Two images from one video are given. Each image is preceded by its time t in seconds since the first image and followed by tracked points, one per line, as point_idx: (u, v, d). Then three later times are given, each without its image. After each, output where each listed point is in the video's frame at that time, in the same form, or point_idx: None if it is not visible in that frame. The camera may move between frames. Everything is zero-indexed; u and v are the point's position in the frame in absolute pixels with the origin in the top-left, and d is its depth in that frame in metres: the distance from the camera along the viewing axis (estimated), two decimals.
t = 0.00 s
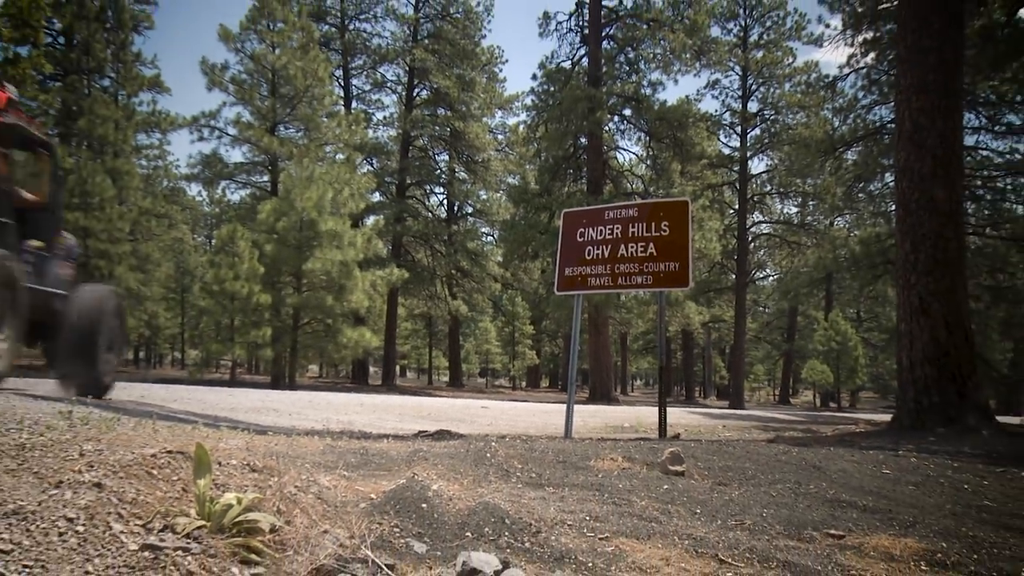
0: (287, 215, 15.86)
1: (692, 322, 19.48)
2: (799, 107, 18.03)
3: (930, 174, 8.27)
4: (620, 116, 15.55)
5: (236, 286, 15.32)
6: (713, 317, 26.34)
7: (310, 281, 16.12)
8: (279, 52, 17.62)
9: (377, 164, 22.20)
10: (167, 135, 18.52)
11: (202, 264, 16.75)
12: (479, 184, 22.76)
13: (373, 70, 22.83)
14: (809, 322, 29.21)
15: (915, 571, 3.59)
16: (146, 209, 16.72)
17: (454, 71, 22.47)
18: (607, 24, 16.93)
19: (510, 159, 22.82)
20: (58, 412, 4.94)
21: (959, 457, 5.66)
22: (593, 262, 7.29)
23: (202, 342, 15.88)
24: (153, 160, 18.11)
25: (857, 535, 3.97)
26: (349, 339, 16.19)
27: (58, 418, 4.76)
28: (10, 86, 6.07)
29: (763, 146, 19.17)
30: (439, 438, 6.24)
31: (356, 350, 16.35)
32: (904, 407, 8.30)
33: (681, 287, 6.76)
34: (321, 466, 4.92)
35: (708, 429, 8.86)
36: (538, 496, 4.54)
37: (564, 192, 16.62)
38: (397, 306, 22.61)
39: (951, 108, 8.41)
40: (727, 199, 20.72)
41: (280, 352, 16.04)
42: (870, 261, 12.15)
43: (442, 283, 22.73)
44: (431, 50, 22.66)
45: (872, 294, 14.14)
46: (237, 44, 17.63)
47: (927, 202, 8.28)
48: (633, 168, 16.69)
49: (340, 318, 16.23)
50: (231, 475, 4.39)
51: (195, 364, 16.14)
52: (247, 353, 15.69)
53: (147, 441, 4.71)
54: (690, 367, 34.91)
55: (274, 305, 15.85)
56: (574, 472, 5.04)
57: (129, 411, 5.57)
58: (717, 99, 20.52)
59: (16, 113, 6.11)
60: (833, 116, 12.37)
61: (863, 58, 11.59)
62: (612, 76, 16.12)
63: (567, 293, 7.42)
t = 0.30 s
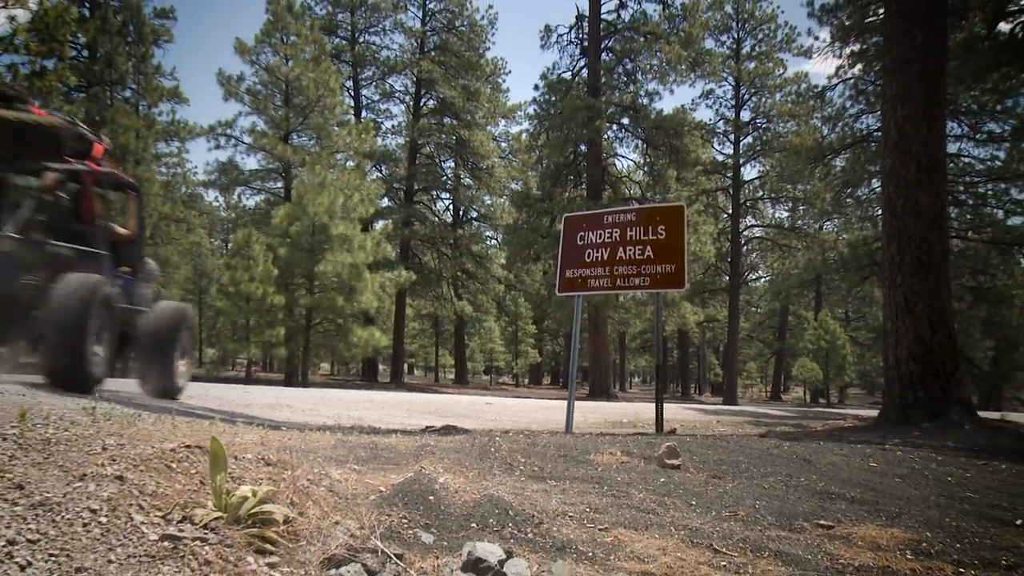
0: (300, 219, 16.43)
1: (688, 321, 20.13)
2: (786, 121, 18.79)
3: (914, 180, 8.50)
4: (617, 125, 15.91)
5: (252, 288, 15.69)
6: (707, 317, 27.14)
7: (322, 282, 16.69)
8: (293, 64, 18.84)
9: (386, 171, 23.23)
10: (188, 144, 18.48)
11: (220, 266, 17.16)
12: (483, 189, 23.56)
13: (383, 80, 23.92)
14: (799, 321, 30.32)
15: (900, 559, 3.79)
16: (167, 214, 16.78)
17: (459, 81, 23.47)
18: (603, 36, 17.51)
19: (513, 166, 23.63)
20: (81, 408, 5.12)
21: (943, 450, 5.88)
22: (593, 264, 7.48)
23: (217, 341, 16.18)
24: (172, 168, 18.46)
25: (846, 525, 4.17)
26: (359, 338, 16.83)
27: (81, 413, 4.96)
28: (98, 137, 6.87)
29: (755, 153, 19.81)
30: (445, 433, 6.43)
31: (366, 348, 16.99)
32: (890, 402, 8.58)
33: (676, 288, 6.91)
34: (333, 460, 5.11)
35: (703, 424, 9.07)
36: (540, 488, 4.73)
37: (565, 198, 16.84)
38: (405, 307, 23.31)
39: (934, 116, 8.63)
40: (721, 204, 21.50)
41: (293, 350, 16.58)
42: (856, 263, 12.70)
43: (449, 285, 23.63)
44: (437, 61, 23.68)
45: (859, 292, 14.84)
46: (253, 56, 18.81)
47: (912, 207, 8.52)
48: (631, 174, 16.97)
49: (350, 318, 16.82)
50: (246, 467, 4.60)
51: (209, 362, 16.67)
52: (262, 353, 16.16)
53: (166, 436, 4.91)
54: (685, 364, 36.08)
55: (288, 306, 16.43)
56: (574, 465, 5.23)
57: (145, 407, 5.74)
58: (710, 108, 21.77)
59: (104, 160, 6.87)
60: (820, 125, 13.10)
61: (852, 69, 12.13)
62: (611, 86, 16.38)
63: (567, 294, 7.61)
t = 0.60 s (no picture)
0: (311, 224, 16.92)
1: (683, 321, 20.76)
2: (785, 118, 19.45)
3: (897, 187, 8.75)
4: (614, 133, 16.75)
5: (265, 290, 15.90)
6: (701, 317, 27.78)
7: (331, 285, 17.18)
8: (302, 76, 19.33)
9: (393, 177, 23.79)
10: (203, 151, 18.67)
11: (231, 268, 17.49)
12: (486, 195, 24.13)
13: (389, 91, 24.57)
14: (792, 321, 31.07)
15: (883, 548, 4.00)
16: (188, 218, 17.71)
17: (464, 92, 24.03)
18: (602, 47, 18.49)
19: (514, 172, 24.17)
20: (103, 404, 5.32)
21: (927, 444, 6.14)
22: (591, 267, 7.67)
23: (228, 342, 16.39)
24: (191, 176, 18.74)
25: (833, 516, 4.38)
26: (367, 338, 17.39)
27: (102, 409, 5.17)
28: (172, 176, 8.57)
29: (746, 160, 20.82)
30: (450, 428, 6.61)
31: (373, 347, 17.61)
32: (876, 398, 8.82)
33: (671, 290, 7.12)
34: (342, 455, 5.32)
35: (697, 419, 9.33)
36: (542, 481, 4.93)
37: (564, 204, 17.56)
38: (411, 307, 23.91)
39: (917, 125, 8.89)
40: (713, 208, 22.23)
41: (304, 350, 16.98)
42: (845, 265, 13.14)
43: (453, 286, 24.02)
44: (442, 73, 24.24)
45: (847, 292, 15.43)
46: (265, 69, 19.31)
47: (895, 212, 8.75)
48: (628, 180, 17.65)
49: (358, 318, 17.30)
50: (261, 462, 4.82)
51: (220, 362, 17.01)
52: (274, 352, 16.46)
53: (183, 431, 5.12)
54: (680, 363, 37.01)
55: (299, 307, 16.84)
56: (574, 459, 5.45)
57: (162, 402, 5.94)
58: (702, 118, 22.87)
59: (174, 195, 8.49)
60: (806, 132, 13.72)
61: (836, 80, 12.45)
62: (608, 96, 17.09)
63: (566, 295, 7.80)
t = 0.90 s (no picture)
0: (320, 226, 17.24)
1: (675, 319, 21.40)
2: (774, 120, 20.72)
3: (880, 191, 9.28)
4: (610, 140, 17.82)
5: (275, 290, 15.89)
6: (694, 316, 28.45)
7: (339, 284, 17.46)
8: (312, 85, 19.70)
9: (398, 181, 24.26)
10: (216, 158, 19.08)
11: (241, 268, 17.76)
12: (487, 199, 24.64)
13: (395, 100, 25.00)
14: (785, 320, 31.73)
15: (867, 536, 4.23)
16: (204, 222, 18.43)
17: (465, 101, 24.32)
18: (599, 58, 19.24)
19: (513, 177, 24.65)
20: (122, 398, 5.55)
21: (908, 436, 6.44)
22: (588, 268, 7.89)
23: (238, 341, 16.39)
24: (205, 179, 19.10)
25: (819, 506, 4.60)
26: (374, 336, 17.76)
27: (121, 404, 5.39)
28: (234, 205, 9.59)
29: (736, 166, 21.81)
30: (453, 421, 6.83)
31: (381, 345, 17.87)
32: (859, 393, 9.31)
33: (664, 290, 7.31)
34: (350, 448, 5.54)
35: (689, 413, 9.60)
36: (541, 473, 5.16)
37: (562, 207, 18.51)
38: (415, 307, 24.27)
39: (899, 132, 9.40)
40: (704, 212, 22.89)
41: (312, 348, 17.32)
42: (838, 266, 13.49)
43: (456, 287, 24.47)
44: (445, 82, 24.56)
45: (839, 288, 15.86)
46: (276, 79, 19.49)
47: (878, 215, 9.28)
48: (623, 186, 18.69)
49: (366, 317, 17.64)
50: (272, 454, 5.05)
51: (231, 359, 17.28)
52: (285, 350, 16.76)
53: (197, 424, 5.35)
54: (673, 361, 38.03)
55: (309, 306, 17.14)
56: (571, 452, 5.68)
57: (177, 396, 6.16)
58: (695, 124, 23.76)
59: (237, 221, 9.51)
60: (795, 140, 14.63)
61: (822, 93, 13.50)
62: (605, 104, 17.97)
63: (564, 295, 8.02)
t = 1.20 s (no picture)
0: (329, 230, 17.48)
1: (668, 318, 22.01)
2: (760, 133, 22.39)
3: (865, 196, 9.57)
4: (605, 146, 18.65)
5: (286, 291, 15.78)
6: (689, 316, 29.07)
7: (348, 285, 17.73)
8: (322, 94, 20.15)
9: (404, 186, 24.56)
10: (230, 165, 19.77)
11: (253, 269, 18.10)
12: (489, 203, 25.17)
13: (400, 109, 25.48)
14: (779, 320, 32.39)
15: (852, 525, 4.45)
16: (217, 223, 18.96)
17: (468, 109, 24.72)
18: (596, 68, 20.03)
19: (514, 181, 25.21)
20: (140, 394, 5.76)
21: (892, 429, 6.71)
22: (586, 269, 8.11)
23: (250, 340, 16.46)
24: (217, 185, 19.75)
25: (807, 497, 4.82)
26: (380, 334, 18.07)
27: (139, 399, 5.62)
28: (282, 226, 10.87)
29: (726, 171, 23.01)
30: (457, 416, 7.06)
31: (386, 344, 18.26)
32: (845, 388, 9.60)
33: (658, 290, 7.52)
34: (357, 442, 5.77)
35: (683, 408, 9.87)
36: (541, 466, 5.40)
37: (561, 210, 19.42)
38: (419, 307, 24.63)
39: (882, 139, 9.68)
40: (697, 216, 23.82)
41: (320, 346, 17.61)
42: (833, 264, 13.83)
43: (459, 287, 24.85)
44: (448, 91, 24.84)
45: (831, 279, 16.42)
46: (286, 88, 19.84)
47: (863, 218, 9.58)
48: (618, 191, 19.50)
49: (373, 316, 17.93)
50: (283, 447, 5.27)
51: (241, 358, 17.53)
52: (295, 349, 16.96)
53: (212, 419, 5.57)
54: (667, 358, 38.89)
55: (317, 306, 17.43)
56: (569, 445, 5.92)
57: (193, 392, 6.38)
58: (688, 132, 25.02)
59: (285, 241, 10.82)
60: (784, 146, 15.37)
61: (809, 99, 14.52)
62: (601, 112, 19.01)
63: (563, 296, 8.25)
